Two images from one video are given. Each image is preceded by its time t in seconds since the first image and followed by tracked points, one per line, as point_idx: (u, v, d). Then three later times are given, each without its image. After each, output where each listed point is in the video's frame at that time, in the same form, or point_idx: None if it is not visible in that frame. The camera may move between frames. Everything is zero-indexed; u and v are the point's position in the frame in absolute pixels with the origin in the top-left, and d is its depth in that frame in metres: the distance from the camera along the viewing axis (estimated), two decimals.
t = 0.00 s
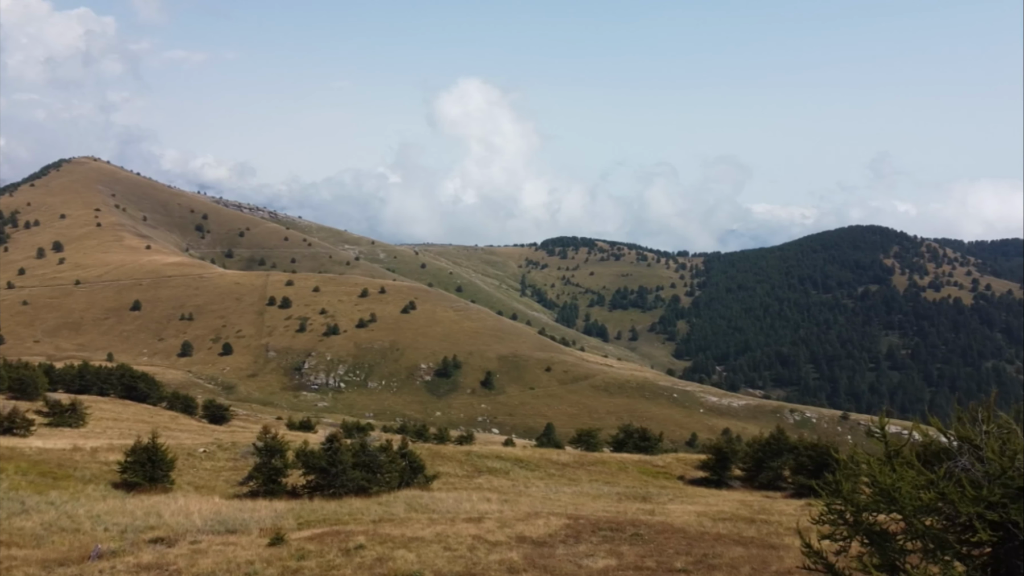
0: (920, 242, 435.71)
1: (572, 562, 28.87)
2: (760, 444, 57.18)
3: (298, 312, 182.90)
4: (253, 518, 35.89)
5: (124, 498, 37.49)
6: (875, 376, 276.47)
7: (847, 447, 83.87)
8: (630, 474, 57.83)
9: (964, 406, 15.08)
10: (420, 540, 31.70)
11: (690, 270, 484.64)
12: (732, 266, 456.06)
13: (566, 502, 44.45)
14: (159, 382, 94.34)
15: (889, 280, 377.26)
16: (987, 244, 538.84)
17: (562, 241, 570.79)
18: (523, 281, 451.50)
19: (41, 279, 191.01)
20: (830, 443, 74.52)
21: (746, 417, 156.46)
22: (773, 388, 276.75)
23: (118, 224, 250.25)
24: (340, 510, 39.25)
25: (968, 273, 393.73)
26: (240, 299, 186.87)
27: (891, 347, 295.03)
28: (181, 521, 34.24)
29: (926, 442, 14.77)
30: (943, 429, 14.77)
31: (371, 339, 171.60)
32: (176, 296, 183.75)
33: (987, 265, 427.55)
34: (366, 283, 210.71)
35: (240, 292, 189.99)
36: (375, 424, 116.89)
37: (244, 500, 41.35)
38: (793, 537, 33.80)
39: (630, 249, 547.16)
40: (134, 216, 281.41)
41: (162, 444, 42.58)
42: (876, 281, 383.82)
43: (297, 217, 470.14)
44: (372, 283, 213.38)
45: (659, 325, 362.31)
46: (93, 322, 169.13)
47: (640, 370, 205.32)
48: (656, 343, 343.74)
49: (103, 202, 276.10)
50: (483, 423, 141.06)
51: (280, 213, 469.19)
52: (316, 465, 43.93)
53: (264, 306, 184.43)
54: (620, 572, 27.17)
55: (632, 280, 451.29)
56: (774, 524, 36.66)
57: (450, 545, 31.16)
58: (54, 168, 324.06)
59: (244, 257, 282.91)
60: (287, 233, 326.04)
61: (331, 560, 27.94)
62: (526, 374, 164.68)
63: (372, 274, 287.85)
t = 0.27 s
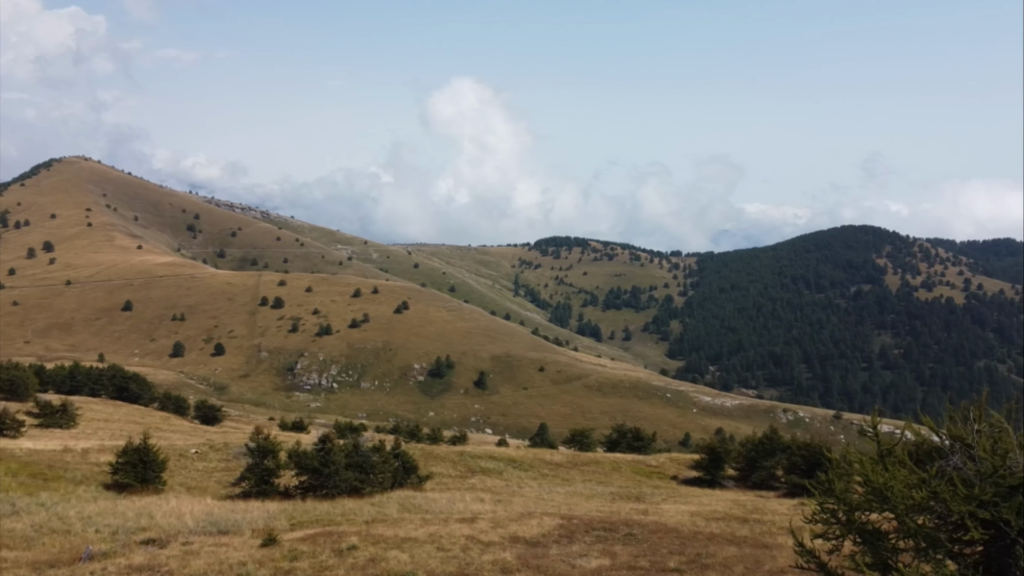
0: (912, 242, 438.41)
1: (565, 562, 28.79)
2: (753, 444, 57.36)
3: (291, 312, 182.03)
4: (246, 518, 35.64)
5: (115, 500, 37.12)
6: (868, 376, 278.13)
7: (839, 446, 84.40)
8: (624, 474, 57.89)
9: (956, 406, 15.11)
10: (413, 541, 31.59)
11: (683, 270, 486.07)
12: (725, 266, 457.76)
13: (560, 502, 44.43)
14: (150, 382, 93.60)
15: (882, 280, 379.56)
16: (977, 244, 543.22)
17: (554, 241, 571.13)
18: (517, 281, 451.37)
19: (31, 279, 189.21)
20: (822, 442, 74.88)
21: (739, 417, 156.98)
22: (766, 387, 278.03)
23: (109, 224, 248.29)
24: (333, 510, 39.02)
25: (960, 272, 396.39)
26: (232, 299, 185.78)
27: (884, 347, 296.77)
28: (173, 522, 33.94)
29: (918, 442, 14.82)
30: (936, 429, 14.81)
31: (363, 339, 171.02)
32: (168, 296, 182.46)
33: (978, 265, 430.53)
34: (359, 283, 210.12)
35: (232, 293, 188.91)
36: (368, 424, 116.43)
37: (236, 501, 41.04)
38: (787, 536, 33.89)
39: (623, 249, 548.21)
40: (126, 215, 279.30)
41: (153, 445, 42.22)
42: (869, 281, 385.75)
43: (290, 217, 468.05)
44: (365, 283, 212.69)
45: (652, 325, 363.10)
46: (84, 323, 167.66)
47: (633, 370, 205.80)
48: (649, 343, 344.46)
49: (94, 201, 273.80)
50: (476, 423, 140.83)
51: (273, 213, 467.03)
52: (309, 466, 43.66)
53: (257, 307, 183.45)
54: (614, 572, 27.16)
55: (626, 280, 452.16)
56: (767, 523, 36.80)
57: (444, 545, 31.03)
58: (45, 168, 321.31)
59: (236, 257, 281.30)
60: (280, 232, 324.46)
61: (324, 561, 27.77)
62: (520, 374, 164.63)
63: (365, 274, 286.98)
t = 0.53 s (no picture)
0: (904, 242, 440.89)
1: (559, 563, 28.72)
2: (747, 444, 57.48)
3: (283, 312, 181.15)
4: (238, 519, 35.37)
5: (106, 501, 36.76)
6: (860, 375, 280.03)
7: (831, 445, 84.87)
8: (617, 474, 57.89)
9: (947, 405, 15.14)
10: (406, 542, 31.45)
11: (676, 269, 487.41)
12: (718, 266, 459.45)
13: (553, 503, 44.38)
14: (141, 383, 92.91)
15: (874, 280, 381.66)
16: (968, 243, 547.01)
17: (548, 241, 571.30)
18: (510, 281, 451.34)
19: (21, 279, 187.49)
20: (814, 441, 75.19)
21: (732, 417, 157.50)
22: (759, 387, 279.39)
23: (100, 224, 246.35)
24: (325, 511, 38.82)
25: (952, 272, 398.93)
26: (224, 299, 184.69)
27: (877, 346, 298.67)
28: (165, 524, 33.65)
29: (911, 441, 14.85)
30: (927, 428, 14.85)
31: (356, 340, 170.41)
32: (159, 297, 181.16)
33: (970, 265, 433.53)
34: (352, 283, 209.42)
35: (224, 293, 187.78)
36: (361, 425, 116.06)
37: (228, 502, 40.73)
38: (780, 536, 33.98)
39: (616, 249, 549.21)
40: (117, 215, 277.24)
41: (145, 445, 41.82)
42: (862, 280, 387.86)
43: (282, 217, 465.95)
44: (358, 283, 212.07)
45: (645, 325, 363.96)
46: (74, 323, 166.24)
47: (626, 370, 206.23)
48: (642, 343, 345.23)
49: (85, 201, 271.61)
50: (469, 423, 140.62)
51: (265, 213, 464.75)
52: (301, 467, 43.40)
53: (249, 307, 182.43)
54: (607, 572, 27.14)
55: (619, 280, 453.03)
56: (760, 523, 36.88)
57: (437, 546, 30.94)
58: (35, 168, 318.56)
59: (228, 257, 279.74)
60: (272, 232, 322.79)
61: (317, 562, 27.60)
62: (513, 374, 164.58)
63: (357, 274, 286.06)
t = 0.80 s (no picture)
0: (896, 242, 443.43)
1: (552, 563, 28.65)
2: (740, 443, 57.75)
3: (276, 312, 180.33)
4: (230, 520, 35.15)
5: (97, 503, 36.33)
6: (853, 374, 282.12)
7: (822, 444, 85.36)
8: (610, 474, 57.94)
9: (940, 404, 15.16)
10: (399, 543, 31.28)
11: (669, 269, 488.70)
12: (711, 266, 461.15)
13: (546, 503, 44.40)
14: (132, 384, 92.20)
15: (867, 280, 383.65)
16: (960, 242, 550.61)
17: (541, 241, 571.52)
18: (503, 281, 451.05)
19: (11, 280, 185.73)
20: (806, 440, 75.51)
21: (726, 417, 158.12)
22: (753, 386, 280.86)
23: (92, 224, 244.42)
24: (318, 512, 38.61)
25: (944, 271, 401.56)
26: (216, 300, 183.68)
27: (869, 346, 300.59)
28: (157, 525, 33.36)
29: (903, 439, 14.94)
30: (919, 427, 14.88)
31: (348, 340, 169.91)
32: (151, 297, 179.84)
33: (961, 264, 436.29)
34: (345, 283, 208.73)
35: (216, 294, 186.72)
36: (353, 425, 115.80)
37: (219, 503, 40.38)
38: (772, 535, 34.14)
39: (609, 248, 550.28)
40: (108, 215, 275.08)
41: (136, 446, 41.44)
42: (855, 280, 389.94)
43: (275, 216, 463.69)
44: (350, 283, 211.53)
45: (639, 325, 364.82)
46: (65, 324, 164.76)
47: (619, 369, 206.65)
48: (635, 343, 345.92)
49: (75, 201, 269.30)
50: (462, 423, 140.48)
51: (258, 213, 462.62)
52: (294, 467, 43.20)
53: (241, 307, 181.41)
54: (601, 573, 27.12)
55: (612, 280, 453.82)
56: (754, 523, 36.95)
57: (430, 546, 30.79)
58: (25, 168, 315.69)
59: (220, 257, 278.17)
60: (265, 232, 321.04)
61: (310, 564, 27.39)
62: (506, 374, 164.62)
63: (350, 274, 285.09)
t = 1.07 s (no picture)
0: (887, 242, 446.70)
1: (545, 563, 28.54)
2: (732, 443, 57.96)
3: (267, 313, 179.25)
4: (221, 522, 34.80)
5: (86, 505, 35.91)
6: (844, 374, 283.90)
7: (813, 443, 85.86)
8: (603, 474, 57.98)
9: (931, 403, 15.20)
10: (391, 543, 31.10)
11: (661, 269, 490.15)
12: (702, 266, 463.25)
13: (539, 503, 44.29)
14: (123, 384, 91.32)
15: (858, 280, 386.14)
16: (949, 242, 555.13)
17: (533, 241, 571.66)
18: (495, 280, 450.92)
19: None
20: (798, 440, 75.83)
21: (718, 416, 158.62)
22: (745, 386, 282.11)
23: (81, 224, 242.08)
24: (310, 513, 38.32)
25: (935, 270, 404.44)
26: (207, 300, 182.36)
27: (861, 345, 302.72)
28: (147, 527, 32.97)
29: (894, 438, 15.01)
30: (911, 426, 14.91)
31: (340, 340, 169.16)
32: (141, 297, 178.33)
33: (952, 264, 439.50)
34: (336, 283, 207.89)
35: (207, 294, 185.35)
36: (345, 426, 115.31)
37: (210, 504, 40.05)
38: (764, 534, 34.22)
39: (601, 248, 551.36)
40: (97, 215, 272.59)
41: (126, 447, 41.01)
42: (846, 280, 392.35)
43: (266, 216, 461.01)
44: (342, 283, 210.73)
45: (631, 325, 365.79)
46: (54, 325, 163.02)
47: (611, 369, 207.16)
48: (627, 343, 346.74)
49: (64, 200, 266.59)
50: (455, 424, 140.14)
51: (249, 213, 460.08)
52: (285, 469, 42.93)
53: (232, 307, 180.16)
54: (593, 573, 27.09)
55: (604, 280, 454.66)
56: (745, 522, 37.05)
57: (422, 547, 30.61)
58: (13, 167, 312.23)
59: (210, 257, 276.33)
60: (256, 232, 319.07)
61: (301, 565, 27.19)
62: (498, 374, 164.55)
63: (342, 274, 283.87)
